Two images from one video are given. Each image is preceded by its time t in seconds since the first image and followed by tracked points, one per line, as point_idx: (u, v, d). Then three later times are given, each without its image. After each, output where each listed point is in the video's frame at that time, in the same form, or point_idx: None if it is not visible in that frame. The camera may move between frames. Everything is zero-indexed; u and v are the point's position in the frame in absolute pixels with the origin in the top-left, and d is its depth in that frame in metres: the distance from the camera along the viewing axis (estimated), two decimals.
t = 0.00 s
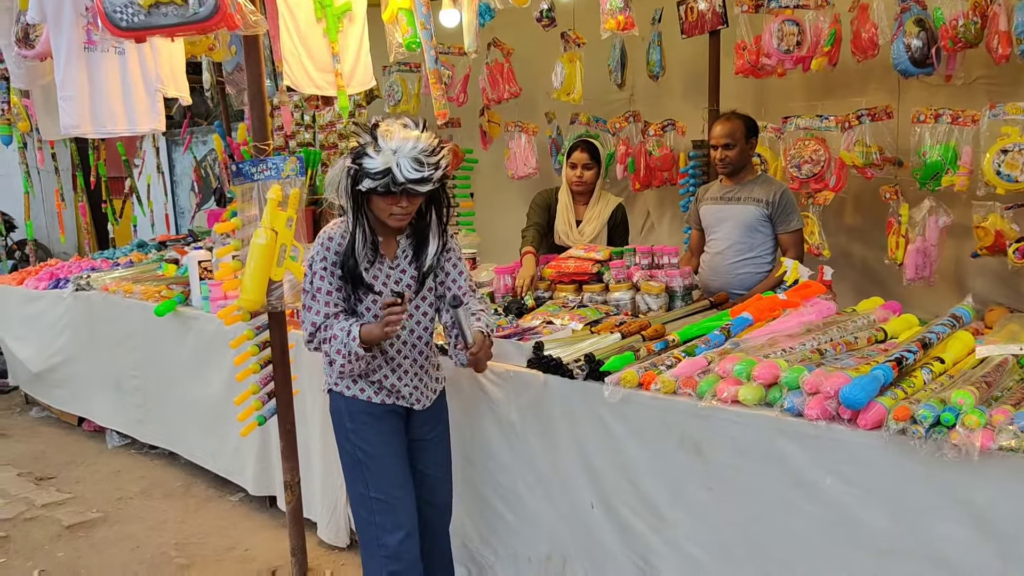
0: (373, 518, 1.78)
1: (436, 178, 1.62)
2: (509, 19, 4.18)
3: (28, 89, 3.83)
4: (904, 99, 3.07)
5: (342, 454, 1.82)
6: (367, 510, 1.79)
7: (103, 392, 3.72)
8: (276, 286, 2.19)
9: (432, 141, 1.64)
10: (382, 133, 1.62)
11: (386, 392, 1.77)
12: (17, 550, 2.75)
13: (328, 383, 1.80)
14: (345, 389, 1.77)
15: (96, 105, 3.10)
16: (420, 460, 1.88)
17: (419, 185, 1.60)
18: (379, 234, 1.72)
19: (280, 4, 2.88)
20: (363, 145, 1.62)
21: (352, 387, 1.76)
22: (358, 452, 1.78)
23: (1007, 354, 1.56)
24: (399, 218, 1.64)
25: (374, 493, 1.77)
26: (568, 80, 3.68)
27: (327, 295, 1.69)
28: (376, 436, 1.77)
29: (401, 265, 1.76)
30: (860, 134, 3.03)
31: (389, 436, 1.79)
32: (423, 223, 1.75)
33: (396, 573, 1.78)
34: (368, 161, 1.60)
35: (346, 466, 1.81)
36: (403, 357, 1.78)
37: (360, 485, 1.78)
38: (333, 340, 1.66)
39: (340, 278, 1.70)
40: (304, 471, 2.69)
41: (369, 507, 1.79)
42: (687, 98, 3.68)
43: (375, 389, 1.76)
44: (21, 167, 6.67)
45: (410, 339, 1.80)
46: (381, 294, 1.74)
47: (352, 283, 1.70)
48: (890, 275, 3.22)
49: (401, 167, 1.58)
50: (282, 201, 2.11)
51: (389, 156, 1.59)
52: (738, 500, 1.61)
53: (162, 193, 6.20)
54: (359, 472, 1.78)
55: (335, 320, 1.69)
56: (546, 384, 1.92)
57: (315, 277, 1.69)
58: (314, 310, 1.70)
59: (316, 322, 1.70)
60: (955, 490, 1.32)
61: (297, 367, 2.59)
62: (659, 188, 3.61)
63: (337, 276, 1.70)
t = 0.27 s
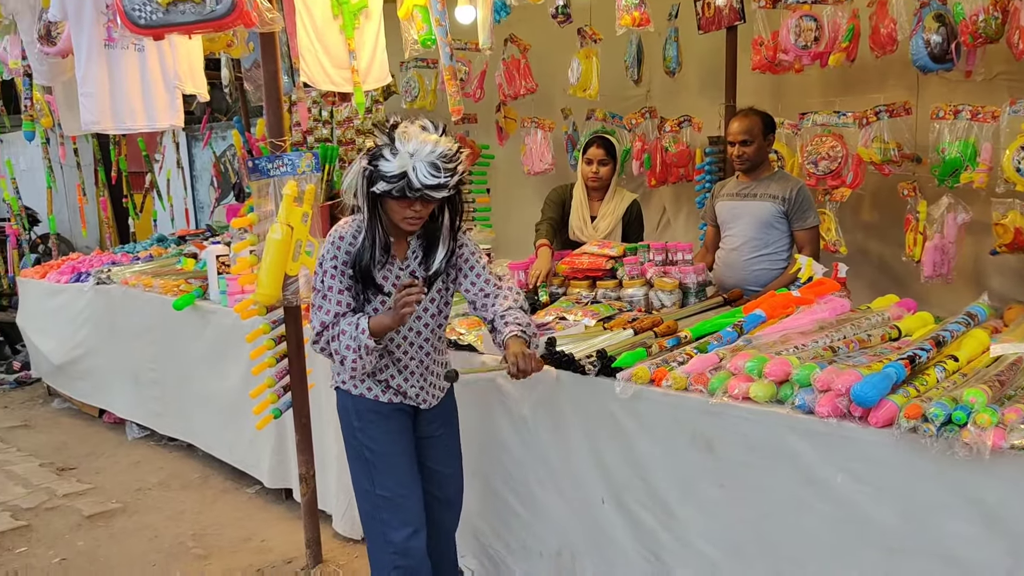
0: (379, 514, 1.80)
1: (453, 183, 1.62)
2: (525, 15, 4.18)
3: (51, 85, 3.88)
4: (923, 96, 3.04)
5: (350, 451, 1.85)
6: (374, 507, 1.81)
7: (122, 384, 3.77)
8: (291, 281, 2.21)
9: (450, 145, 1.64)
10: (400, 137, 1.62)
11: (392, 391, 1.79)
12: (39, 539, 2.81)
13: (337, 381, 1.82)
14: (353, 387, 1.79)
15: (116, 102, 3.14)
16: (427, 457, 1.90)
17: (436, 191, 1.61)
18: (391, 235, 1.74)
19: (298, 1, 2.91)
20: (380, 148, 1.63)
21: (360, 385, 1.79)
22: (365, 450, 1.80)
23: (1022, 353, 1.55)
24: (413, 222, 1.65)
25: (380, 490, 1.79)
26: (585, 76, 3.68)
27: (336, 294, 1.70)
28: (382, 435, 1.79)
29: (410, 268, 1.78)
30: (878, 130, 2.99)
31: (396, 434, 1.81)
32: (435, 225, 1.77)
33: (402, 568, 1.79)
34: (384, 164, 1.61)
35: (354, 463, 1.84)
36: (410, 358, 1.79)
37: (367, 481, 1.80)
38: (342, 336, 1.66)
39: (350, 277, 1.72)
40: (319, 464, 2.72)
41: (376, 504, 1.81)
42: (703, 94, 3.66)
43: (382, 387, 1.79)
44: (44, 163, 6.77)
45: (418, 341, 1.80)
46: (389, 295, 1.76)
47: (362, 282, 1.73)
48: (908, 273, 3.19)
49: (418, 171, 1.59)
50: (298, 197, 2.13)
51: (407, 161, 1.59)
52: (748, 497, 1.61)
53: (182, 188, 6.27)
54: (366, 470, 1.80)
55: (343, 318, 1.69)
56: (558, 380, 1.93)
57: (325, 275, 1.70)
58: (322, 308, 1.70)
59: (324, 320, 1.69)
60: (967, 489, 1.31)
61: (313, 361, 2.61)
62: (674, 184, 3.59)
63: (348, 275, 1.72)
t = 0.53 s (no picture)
0: (392, 506, 1.82)
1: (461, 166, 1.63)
2: (545, 8, 4.18)
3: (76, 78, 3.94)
4: (947, 88, 3.00)
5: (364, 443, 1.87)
6: (387, 499, 1.84)
7: (145, 374, 3.83)
8: (311, 272, 2.24)
9: (457, 130, 1.66)
10: (410, 123, 1.64)
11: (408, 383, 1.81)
12: (64, 524, 2.87)
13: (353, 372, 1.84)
14: (368, 378, 1.81)
15: (139, 95, 3.19)
16: (443, 450, 1.91)
17: (443, 173, 1.62)
18: (404, 224, 1.75)
19: None
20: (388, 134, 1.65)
21: (375, 375, 1.81)
22: (378, 442, 1.83)
23: None
24: (424, 206, 1.66)
25: (393, 484, 1.82)
26: (604, 69, 3.68)
27: (350, 284, 1.72)
28: (396, 429, 1.81)
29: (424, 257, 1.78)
30: (899, 124, 2.97)
31: (410, 428, 1.82)
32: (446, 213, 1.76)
33: (414, 560, 1.82)
34: (392, 147, 1.63)
35: (367, 456, 1.86)
36: (424, 349, 1.80)
37: (380, 474, 1.83)
38: (357, 324, 1.69)
39: (363, 266, 1.74)
40: (337, 454, 2.75)
41: (389, 496, 1.83)
42: (724, 87, 3.64)
43: (397, 379, 1.81)
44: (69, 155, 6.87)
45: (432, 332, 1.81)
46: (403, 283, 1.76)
47: (376, 271, 1.74)
48: (930, 267, 3.16)
49: (425, 153, 1.60)
50: (317, 188, 2.15)
51: (414, 142, 1.61)
52: (763, 490, 1.61)
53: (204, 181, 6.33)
54: (379, 462, 1.83)
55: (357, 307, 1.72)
56: (574, 371, 1.94)
57: (338, 265, 1.73)
58: (336, 298, 1.73)
59: (337, 309, 1.73)
60: (983, 484, 1.30)
61: (331, 352, 2.64)
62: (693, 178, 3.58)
63: (360, 264, 1.74)
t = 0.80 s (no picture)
0: (400, 507, 1.83)
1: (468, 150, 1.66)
2: (558, 7, 4.17)
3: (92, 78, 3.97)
4: (964, 88, 2.97)
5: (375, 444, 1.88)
6: (396, 498, 1.85)
7: (160, 371, 3.86)
8: (323, 271, 2.24)
9: (466, 119, 1.68)
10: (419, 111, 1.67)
11: (418, 383, 1.81)
12: (79, 520, 2.89)
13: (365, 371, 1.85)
14: (379, 377, 1.82)
15: (154, 94, 3.21)
16: (455, 451, 1.91)
17: (445, 155, 1.64)
18: (414, 218, 1.75)
19: None
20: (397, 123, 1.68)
21: (386, 375, 1.81)
22: (388, 443, 1.83)
23: None
24: (429, 192, 1.66)
25: (401, 484, 1.82)
26: (617, 69, 3.67)
27: (361, 280, 1.73)
28: (405, 430, 1.81)
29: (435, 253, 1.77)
30: (916, 124, 2.94)
31: (420, 429, 1.82)
32: (458, 208, 1.76)
33: (421, 559, 1.82)
34: (400, 129, 1.66)
35: (378, 456, 1.87)
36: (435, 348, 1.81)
37: (389, 474, 1.84)
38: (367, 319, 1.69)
39: (374, 261, 1.74)
40: (349, 452, 2.75)
41: (398, 497, 1.84)
42: (738, 87, 3.62)
43: (407, 379, 1.81)
44: (86, 154, 6.93)
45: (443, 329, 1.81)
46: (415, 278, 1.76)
47: (388, 266, 1.74)
48: (946, 269, 3.13)
49: (432, 134, 1.63)
50: (330, 187, 2.15)
51: (421, 123, 1.65)
52: (776, 492, 1.60)
53: (218, 179, 6.36)
54: (389, 463, 1.83)
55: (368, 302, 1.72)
56: (586, 372, 1.93)
57: (350, 261, 1.73)
58: (347, 295, 1.74)
59: (349, 305, 1.73)
60: (1000, 488, 1.28)
61: (343, 351, 2.65)
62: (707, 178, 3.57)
63: (372, 259, 1.74)
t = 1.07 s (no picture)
0: (408, 520, 1.80)
1: (487, 152, 1.66)
2: (562, 14, 4.16)
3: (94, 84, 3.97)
4: (970, 97, 2.96)
5: (381, 456, 1.85)
6: (402, 512, 1.82)
7: (160, 379, 3.84)
8: (325, 280, 2.23)
9: (484, 125, 1.69)
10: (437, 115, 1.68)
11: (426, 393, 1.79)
12: (78, 530, 2.87)
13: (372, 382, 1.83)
14: (388, 389, 1.80)
15: (156, 101, 3.20)
16: (460, 461, 1.89)
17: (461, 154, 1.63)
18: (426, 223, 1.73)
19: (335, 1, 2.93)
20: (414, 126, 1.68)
21: (395, 386, 1.79)
22: (395, 455, 1.80)
23: None
24: (441, 190, 1.65)
25: (409, 497, 1.79)
26: (621, 77, 3.66)
27: (372, 286, 1.71)
28: (412, 441, 1.79)
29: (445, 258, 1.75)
30: (922, 133, 2.93)
31: (427, 441, 1.80)
32: (468, 216, 1.74)
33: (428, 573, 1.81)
34: (419, 129, 1.67)
35: (383, 469, 1.84)
36: (442, 357, 1.79)
37: (397, 487, 1.81)
38: (378, 324, 1.66)
39: (386, 266, 1.72)
40: (351, 462, 2.73)
41: (405, 510, 1.81)
42: (743, 95, 3.61)
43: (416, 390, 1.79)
44: (88, 160, 6.93)
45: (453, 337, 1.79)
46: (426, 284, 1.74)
47: (399, 271, 1.72)
48: (952, 279, 3.11)
49: (449, 133, 1.64)
50: (332, 196, 2.14)
51: (438, 123, 1.65)
52: (783, 507, 1.58)
53: (220, 185, 6.36)
54: (396, 476, 1.81)
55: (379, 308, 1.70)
56: (590, 384, 1.91)
57: (362, 266, 1.72)
58: (358, 302, 1.71)
59: (360, 312, 1.70)
60: (1012, 505, 1.26)
61: (346, 360, 2.63)
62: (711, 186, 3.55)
63: (384, 263, 1.72)
